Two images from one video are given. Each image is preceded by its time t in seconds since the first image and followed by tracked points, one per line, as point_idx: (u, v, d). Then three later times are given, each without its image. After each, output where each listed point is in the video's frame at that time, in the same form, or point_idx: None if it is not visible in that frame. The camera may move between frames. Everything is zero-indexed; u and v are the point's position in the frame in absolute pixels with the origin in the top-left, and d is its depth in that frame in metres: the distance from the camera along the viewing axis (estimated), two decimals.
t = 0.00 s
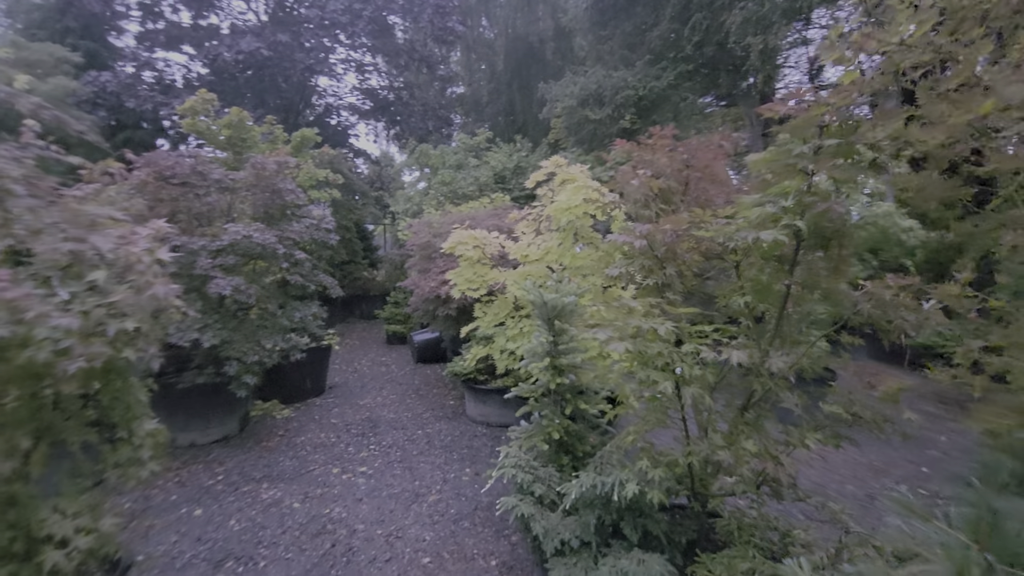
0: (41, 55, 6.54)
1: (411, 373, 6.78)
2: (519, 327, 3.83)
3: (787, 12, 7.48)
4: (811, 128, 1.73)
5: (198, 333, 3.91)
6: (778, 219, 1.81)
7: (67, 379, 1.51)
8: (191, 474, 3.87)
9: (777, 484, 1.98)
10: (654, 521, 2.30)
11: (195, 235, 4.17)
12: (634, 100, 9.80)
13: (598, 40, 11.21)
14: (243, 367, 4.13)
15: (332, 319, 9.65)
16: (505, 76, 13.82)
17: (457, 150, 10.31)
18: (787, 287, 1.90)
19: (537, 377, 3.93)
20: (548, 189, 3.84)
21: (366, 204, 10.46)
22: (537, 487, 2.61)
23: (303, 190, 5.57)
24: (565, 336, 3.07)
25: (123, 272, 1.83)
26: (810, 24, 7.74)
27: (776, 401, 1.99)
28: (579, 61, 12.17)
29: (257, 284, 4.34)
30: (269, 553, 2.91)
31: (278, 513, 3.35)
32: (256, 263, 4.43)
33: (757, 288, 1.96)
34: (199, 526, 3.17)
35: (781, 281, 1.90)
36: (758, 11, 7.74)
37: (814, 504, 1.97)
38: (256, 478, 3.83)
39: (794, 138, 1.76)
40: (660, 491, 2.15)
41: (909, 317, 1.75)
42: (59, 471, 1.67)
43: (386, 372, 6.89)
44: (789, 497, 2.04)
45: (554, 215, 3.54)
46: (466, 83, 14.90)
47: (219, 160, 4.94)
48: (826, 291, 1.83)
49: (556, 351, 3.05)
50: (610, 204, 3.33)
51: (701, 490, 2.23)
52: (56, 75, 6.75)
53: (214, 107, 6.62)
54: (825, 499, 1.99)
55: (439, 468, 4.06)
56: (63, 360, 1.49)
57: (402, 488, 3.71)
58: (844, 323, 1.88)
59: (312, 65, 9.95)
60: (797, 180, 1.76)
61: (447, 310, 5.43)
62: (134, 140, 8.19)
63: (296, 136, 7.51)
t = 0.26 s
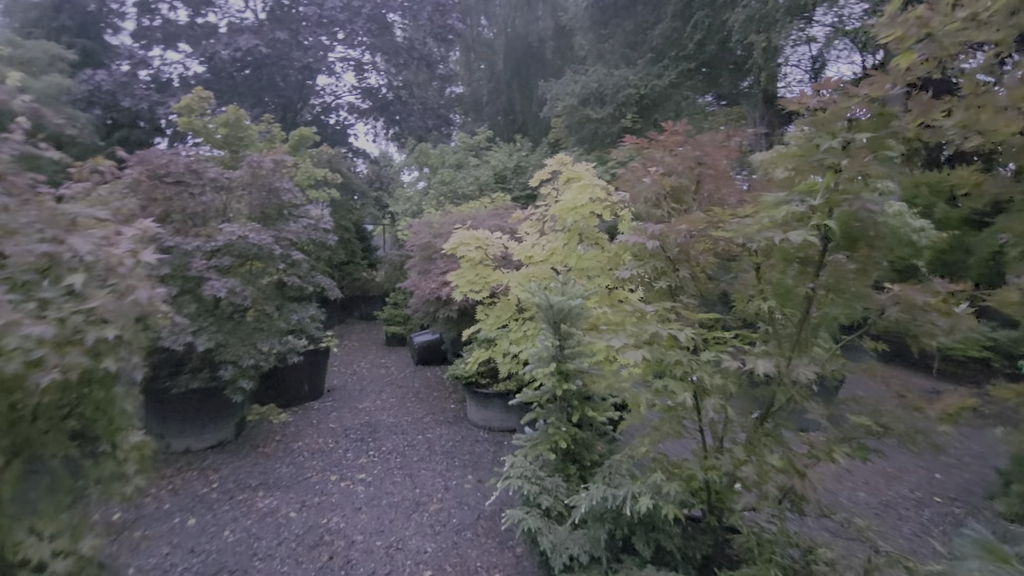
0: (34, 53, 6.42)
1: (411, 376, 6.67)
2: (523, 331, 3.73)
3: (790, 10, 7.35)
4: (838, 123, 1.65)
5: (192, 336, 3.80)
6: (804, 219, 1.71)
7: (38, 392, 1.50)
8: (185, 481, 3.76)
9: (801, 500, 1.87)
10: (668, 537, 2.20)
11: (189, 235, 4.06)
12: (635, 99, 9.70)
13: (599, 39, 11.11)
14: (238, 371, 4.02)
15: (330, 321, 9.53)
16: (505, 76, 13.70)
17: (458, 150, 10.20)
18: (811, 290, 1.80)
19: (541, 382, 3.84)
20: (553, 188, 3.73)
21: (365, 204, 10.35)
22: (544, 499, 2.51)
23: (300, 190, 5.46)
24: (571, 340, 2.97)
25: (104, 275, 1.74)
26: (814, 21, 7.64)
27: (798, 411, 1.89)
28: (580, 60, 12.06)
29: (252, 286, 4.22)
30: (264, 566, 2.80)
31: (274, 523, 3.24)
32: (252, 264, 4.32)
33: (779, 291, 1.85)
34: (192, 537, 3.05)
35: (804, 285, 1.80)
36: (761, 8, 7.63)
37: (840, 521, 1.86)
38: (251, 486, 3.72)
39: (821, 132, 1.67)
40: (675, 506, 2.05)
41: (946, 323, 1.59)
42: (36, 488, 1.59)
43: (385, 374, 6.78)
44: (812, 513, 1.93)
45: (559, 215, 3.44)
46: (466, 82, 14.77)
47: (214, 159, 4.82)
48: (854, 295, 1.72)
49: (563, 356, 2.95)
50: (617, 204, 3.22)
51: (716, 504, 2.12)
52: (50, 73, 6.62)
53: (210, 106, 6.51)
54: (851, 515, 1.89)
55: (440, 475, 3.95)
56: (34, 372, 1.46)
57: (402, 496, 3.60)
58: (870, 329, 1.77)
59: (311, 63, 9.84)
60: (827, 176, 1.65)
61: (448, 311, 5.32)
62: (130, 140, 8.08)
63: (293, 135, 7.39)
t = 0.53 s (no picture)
0: (29, 51, 6.32)
1: (412, 379, 6.58)
2: (528, 334, 3.64)
3: (795, 8, 7.22)
4: (869, 120, 1.58)
5: (188, 339, 3.70)
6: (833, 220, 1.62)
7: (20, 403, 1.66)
8: (182, 488, 3.66)
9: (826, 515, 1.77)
10: (683, 550, 2.11)
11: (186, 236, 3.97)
12: (637, 99, 9.60)
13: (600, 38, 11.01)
14: (236, 375, 3.92)
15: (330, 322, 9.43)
16: (505, 75, 13.60)
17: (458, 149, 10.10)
18: (838, 295, 1.71)
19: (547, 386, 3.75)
20: (559, 188, 3.64)
21: (365, 204, 10.26)
22: (552, 510, 2.43)
23: (300, 190, 5.37)
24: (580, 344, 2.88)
25: (91, 281, 1.98)
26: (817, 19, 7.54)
27: (823, 421, 1.81)
28: (581, 59, 11.96)
29: (251, 288, 4.12)
30: None
31: (272, 532, 3.15)
32: (251, 266, 4.23)
33: (804, 295, 1.77)
34: (188, 548, 2.96)
35: (831, 288, 1.71)
36: (765, 7, 7.54)
37: (867, 537, 1.77)
38: (249, 493, 3.63)
39: (852, 130, 1.60)
40: (692, 519, 1.96)
41: (981, 329, 1.50)
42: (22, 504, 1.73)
43: (386, 377, 6.68)
44: (837, 528, 1.84)
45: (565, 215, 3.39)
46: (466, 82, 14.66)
47: (212, 158, 4.73)
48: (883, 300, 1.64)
49: (571, 360, 2.86)
50: (626, 205, 3.14)
51: (734, 517, 2.04)
52: (45, 71, 6.52)
53: (208, 105, 6.41)
54: (878, 531, 1.80)
55: (443, 481, 3.86)
56: (16, 383, 1.63)
57: (404, 503, 3.51)
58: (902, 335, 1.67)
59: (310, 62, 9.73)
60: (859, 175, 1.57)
61: (450, 314, 5.23)
62: (127, 139, 7.98)
63: (292, 135, 7.29)
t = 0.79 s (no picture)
0: (24, 49, 6.23)
1: (411, 381, 6.50)
2: (530, 336, 3.57)
3: (798, 7, 7.15)
4: (891, 117, 1.51)
5: (184, 342, 3.63)
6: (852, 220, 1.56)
7: None
8: (177, 494, 3.59)
9: (845, 526, 1.71)
10: (694, 561, 2.06)
11: (182, 236, 3.90)
12: (638, 98, 9.53)
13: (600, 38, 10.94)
14: (233, 378, 3.85)
15: (329, 324, 9.36)
16: (505, 75, 13.54)
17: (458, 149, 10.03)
18: (857, 297, 1.66)
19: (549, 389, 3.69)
20: (562, 187, 3.57)
21: (364, 205, 10.17)
22: (558, 519, 2.37)
23: (298, 190, 5.29)
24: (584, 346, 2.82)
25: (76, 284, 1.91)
26: (818, 16, 7.47)
27: (840, 428, 1.74)
28: (581, 59, 11.90)
29: (248, 289, 4.05)
30: None
31: (269, 540, 3.08)
32: (248, 267, 4.16)
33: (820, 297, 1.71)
34: (182, 556, 2.89)
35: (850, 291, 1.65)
36: (766, 6, 7.49)
37: (887, 549, 1.70)
38: (246, 499, 3.56)
39: (873, 127, 1.53)
40: (704, 529, 1.90)
41: (1004, 332, 1.45)
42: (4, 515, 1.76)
43: (385, 379, 6.61)
44: (856, 539, 1.77)
45: (568, 216, 3.34)
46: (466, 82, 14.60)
47: (209, 157, 4.66)
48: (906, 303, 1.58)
49: (576, 364, 2.79)
50: (632, 205, 3.08)
51: (745, 525, 1.98)
52: (40, 70, 6.44)
53: (205, 104, 6.33)
54: (899, 542, 1.73)
55: (443, 486, 3.79)
56: None
57: (404, 509, 3.44)
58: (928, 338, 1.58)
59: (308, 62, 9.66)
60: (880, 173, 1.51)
61: (450, 315, 5.16)
62: (124, 140, 7.89)
63: (290, 134, 7.21)
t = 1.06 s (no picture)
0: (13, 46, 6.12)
1: (408, 383, 6.41)
2: (529, 339, 3.48)
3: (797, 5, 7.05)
4: (912, 110, 1.41)
5: (173, 345, 3.53)
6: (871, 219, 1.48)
7: None
8: (166, 502, 3.50)
9: (861, 542, 1.63)
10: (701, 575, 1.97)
11: (172, 237, 3.81)
12: (636, 97, 9.45)
13: (598, 37, 10.87)
14: (223, 382, 3.75)
15: (324, 324, 9.26)
16: (502, 75, 13.45)
17: (455, 148, 9.94)
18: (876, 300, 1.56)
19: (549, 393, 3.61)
20: (561, 186, 3.49)
21: (360, 205, 10.05)
22: (559, 531, 2.28)
23: (292, 189, 5.19)
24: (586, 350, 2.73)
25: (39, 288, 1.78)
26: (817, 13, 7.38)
27: (853, 436, 1.64)
28: (578, 58, 11.82)
29: (239, 291, 3.95)
30: None
31: (260, 550, 2.98)
32: (240, 268, 4.06)
33: (837, 300, 1.62)
34: (169, 568, 2.79)
35: (868, 295, 1.56)
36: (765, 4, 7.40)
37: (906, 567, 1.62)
38: (237, 507, 3.46)
39: (894, 119, 1.42)
40: (712, 544, 1.82)
41: None
42: None
43: (381, 381, 6.51)
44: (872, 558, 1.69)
45: (568, 216, 3.25)
46: (463, 82, 14.51)
47: (200, 156, 4.55)
48: (928, 306, 1.47)
49: (577, 368, 2.71)
50: (633, 204, 3.00)
51: (755, 537, 1.90)
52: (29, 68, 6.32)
53: (198, 102, 6.22)
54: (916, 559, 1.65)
55: (440, 492, 3.70)
56: None
57: (400, 517, 3.34)
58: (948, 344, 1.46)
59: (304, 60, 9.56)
60: (902, 170, 1.42)
61: (447, 317, 5.07)
62: (117, 138, 7.77)
63: (285, 133, 7.10)
